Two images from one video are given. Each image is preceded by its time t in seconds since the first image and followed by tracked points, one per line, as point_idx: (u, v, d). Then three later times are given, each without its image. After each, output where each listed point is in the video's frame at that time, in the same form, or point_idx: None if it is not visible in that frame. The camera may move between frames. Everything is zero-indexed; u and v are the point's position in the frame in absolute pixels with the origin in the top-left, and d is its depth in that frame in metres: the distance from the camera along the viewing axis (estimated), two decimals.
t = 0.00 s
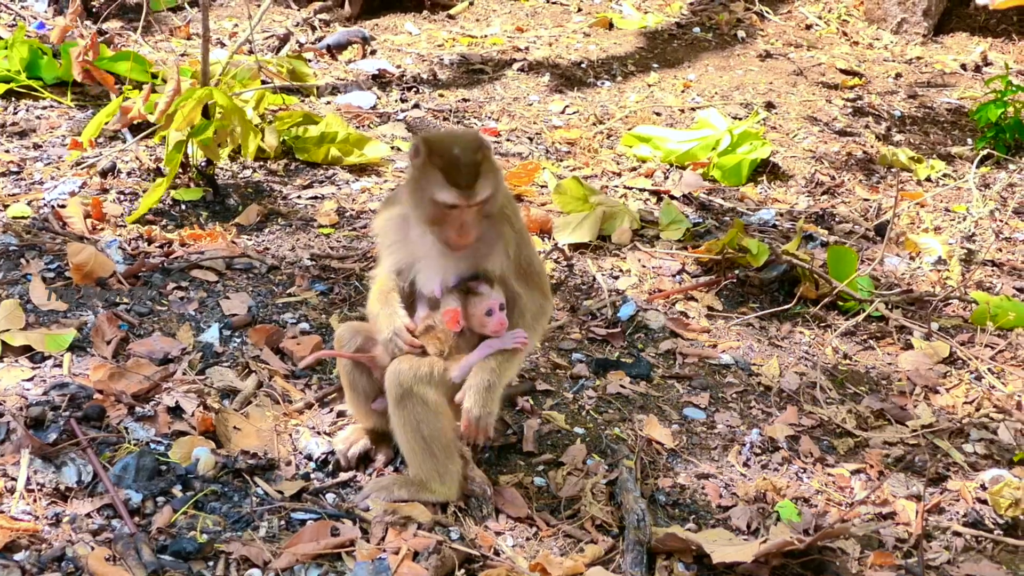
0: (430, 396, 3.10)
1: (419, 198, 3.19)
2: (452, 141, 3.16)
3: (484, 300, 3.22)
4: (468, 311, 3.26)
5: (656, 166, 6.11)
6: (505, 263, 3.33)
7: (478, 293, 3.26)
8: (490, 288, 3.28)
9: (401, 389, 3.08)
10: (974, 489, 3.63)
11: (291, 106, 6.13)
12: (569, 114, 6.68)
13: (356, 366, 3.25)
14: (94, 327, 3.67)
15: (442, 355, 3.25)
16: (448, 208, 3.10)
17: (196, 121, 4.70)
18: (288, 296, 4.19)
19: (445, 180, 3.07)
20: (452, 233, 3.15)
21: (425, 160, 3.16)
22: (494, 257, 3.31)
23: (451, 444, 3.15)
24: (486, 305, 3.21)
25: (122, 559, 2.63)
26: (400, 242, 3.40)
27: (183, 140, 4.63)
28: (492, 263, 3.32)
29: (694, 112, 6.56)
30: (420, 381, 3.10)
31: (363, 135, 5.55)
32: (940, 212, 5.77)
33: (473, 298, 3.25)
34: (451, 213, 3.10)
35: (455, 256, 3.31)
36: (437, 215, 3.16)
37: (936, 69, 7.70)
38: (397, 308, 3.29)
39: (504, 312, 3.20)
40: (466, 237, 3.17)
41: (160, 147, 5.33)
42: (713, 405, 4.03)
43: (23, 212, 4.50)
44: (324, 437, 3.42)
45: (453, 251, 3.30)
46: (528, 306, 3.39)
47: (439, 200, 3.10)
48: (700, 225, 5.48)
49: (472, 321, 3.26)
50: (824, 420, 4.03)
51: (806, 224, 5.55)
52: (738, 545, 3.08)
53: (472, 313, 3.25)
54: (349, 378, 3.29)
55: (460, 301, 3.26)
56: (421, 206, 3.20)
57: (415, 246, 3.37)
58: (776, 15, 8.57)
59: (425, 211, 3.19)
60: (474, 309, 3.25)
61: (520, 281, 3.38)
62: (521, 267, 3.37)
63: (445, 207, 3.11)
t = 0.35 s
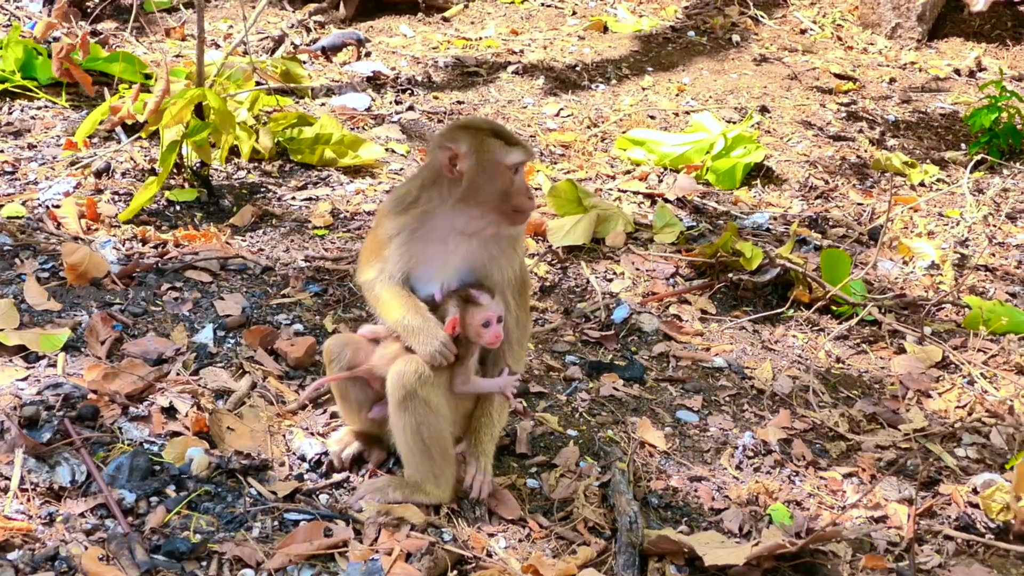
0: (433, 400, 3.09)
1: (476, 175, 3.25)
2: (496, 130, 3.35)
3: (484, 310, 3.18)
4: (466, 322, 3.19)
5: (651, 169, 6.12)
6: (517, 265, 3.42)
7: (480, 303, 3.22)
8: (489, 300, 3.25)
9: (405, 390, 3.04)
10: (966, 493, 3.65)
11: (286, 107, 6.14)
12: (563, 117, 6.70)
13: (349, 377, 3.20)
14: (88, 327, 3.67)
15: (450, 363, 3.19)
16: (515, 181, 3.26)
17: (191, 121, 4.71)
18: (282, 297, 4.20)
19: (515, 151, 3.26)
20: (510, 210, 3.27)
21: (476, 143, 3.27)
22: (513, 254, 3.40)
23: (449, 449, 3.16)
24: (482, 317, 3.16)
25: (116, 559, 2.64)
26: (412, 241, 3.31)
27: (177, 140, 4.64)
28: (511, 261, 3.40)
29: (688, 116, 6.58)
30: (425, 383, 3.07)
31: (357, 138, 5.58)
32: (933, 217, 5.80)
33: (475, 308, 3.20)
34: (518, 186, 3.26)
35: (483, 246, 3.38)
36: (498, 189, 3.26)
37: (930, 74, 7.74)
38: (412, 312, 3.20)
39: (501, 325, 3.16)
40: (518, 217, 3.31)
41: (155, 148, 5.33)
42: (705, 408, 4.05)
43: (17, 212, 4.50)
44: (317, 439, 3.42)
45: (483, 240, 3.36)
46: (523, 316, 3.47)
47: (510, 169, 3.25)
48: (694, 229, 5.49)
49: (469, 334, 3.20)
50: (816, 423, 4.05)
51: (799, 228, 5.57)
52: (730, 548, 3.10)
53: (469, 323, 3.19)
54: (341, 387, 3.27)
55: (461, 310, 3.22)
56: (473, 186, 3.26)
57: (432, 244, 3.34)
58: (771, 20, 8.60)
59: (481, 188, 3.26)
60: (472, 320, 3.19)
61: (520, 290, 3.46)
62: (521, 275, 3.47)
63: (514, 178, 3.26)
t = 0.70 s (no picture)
0: (430, 401, 3.10)
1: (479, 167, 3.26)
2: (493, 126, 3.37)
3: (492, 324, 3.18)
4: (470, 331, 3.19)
5: (646, 171, 6.13)
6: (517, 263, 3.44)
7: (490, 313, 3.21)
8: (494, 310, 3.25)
9: (402, 392, 3.05)
10: (962, 494, 3.66)
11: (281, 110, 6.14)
12: (559, 119, 6.71)
13: (344, 377, 3.21)
14: (84, 329, 3.66)
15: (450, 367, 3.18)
16: (519, 169, 3.29)
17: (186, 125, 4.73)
18: (278, 300, 4.19)
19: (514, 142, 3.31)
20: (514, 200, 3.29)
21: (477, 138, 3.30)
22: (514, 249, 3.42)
23: (444, 451, 3.16)
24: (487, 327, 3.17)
25: (112, 561, 2.63)
26: (414, 241, 3.31)
27: (173, 142, 4.65)
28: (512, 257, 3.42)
29: (683, 117, 6.60)
30: (421, 385, 3.08)
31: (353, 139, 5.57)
32: (929, 218, 5.82)
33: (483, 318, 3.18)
34: (522, 174, 3.29)
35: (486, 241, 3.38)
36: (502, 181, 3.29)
37: (926, 76, 7.76)
38: (409, 317, 3.18)
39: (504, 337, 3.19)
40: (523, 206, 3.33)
41: (151, 151, 5.33)
42: (702, 409, 4.06)
43: (13, 214, 4.49)
44: (314, 441, 3.42)
45: (485, 236, 3.37)
46: (521, 317, 3.48)
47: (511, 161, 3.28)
48: (690, 230, 5.50)
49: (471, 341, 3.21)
50: (812, 424, 4.06)
51: (795, 229, 5.58)
52: (726, 549, 3.10)
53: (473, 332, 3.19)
54: (338, 392, 3.26)
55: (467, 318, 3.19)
56: (477, 180, 3.27)
57: (432, 244, 3.34)
58: (766, 21, 8.62)
59: (486, 181, 3.27)
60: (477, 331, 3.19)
61: (518, 289, 3.48)
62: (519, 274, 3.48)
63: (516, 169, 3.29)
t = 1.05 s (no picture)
0: (434, 403, 3.10)
1: (478, 165, 3.24)
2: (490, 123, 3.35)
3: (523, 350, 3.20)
4: (502, 353, 3.17)
5: (650, 173, 6.14)
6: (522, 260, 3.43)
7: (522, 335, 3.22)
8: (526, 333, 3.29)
9: (405, 395, 3.06)
10: (966, 496, 3.65)
11: (284, 111, 6.14)
12: (562, 120, 6.70)
13: (350, 377, 3.21)
14: (87, 330, 3.66)
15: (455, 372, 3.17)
16: (520, 164, 3.27)
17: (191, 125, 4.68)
18: (282, 301, 4.19)
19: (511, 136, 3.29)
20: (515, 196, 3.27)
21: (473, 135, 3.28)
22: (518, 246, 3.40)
23: (449, 452, 3.16)
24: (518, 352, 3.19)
25: (115, 564, 2.63)
26: (418, 244, 3.31)
27: (177, 143, 4.64)
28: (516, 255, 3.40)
29: (687, 119, 6.59)
30: (425, 388, 3.09)
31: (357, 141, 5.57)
32: (933, 220, 5.80)
33: (518, 345, 3.18)
34: (523, 168, 3.26)
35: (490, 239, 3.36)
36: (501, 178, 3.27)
37: (930, 78, 7.74)
38: (415, 321, 3.18)
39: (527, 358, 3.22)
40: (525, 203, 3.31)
41: (155, 152, 5.32)
42: (705, 411, 4.05)
43: (16, 215, 4.49)
44: (317, 443, 3.41)
45: (489, 235, 3.36)
46: (527, 317, 3.47)
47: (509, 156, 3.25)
48: (693, 232, 5.50)
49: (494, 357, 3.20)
50: (816, 426, 4.05)
51: (799, 231, 5.57)
52: (730, 551, 3.09)
53: (503, 353, 3.17)
54: (342, 395, 3.25)
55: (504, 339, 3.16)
56: (477, 178, 3.26)
57: (436, 245, 3.33)
58: (770, 23, 8.61)
59: (486, 178, 3.25)
60: (510, 353, 3.18)
61: (523, 287, 3.48)
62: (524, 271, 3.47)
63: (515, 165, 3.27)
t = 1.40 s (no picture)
0: (438, 406, 3.10)
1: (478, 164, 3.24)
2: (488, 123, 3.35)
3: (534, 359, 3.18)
4: (513, 361, 3.15)
5: (653, 176, 6.14)
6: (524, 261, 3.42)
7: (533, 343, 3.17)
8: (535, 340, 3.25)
9: (409, 397, 3.06)
10: (970, 499, 3.64)
11: (287, 112, 6.15)
12: (565, 123, 6.70)
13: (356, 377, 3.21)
14: (90, 332, 3.66)
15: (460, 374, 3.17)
16: (520, 163, 3.26)
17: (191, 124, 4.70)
18: (285, 303, 4.18)
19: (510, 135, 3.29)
20: (515, 195, 3.26)
21: (472, 134, 3.28)
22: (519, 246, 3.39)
23: (453, 455, 3.15)
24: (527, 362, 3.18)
25: (119, 565, 2.63)
26: (421, 245, 3.30)
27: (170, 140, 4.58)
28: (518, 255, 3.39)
29: (690, 122, 6.59)
30: (430, 391, 3.09)
31: (360, 143, 5.55)
32: (936, 223, 5.79)
33: (528, 353, 3.15)
34: (524, 168, 3.25)
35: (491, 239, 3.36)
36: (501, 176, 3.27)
37: (933, 81, 7.74)
38: (420, 322, 3.18)
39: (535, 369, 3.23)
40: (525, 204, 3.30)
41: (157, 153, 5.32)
42: (709, 414, 4.04)
43: (19, 216, 4.49)
44: (321, 444, 3.41)
45: (491, 235, 3.35)
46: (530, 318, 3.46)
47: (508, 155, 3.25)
48: (696, 235, 5.49)
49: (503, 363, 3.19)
50: (820, 429, 4.04)
51: (802, 234, 5.57)
52: (733, 554, 3.08)
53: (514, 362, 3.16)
54: (347, 396, 3.25)
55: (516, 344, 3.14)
56: (476, 177, 3.26)
57: (438, 245, 3.33)
58: (773, 26, 8.61)
59: (486, 177, 3.25)
60: (520, 361, 3.17)
61: (525, 288, 3.47)
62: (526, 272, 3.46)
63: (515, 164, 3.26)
